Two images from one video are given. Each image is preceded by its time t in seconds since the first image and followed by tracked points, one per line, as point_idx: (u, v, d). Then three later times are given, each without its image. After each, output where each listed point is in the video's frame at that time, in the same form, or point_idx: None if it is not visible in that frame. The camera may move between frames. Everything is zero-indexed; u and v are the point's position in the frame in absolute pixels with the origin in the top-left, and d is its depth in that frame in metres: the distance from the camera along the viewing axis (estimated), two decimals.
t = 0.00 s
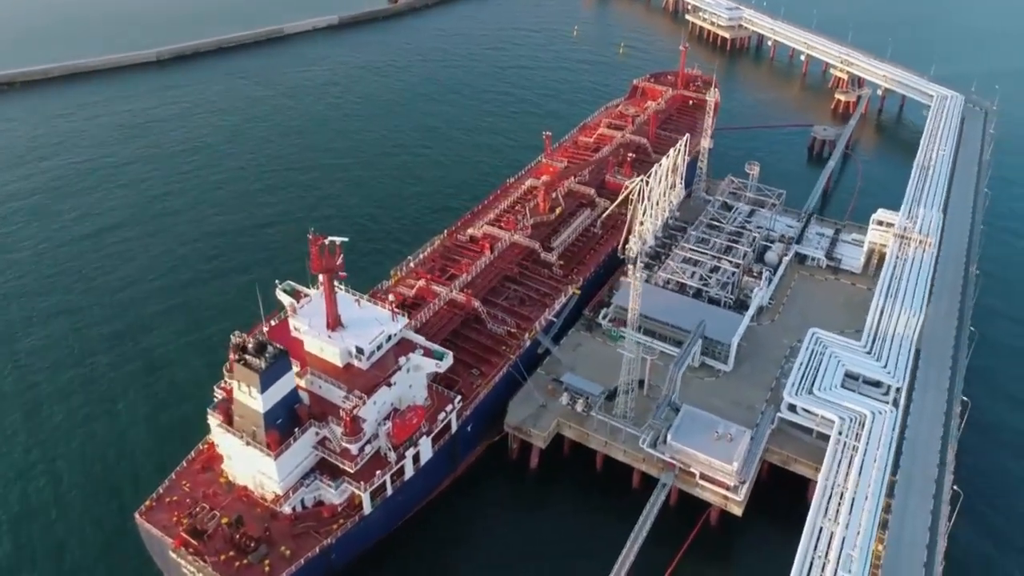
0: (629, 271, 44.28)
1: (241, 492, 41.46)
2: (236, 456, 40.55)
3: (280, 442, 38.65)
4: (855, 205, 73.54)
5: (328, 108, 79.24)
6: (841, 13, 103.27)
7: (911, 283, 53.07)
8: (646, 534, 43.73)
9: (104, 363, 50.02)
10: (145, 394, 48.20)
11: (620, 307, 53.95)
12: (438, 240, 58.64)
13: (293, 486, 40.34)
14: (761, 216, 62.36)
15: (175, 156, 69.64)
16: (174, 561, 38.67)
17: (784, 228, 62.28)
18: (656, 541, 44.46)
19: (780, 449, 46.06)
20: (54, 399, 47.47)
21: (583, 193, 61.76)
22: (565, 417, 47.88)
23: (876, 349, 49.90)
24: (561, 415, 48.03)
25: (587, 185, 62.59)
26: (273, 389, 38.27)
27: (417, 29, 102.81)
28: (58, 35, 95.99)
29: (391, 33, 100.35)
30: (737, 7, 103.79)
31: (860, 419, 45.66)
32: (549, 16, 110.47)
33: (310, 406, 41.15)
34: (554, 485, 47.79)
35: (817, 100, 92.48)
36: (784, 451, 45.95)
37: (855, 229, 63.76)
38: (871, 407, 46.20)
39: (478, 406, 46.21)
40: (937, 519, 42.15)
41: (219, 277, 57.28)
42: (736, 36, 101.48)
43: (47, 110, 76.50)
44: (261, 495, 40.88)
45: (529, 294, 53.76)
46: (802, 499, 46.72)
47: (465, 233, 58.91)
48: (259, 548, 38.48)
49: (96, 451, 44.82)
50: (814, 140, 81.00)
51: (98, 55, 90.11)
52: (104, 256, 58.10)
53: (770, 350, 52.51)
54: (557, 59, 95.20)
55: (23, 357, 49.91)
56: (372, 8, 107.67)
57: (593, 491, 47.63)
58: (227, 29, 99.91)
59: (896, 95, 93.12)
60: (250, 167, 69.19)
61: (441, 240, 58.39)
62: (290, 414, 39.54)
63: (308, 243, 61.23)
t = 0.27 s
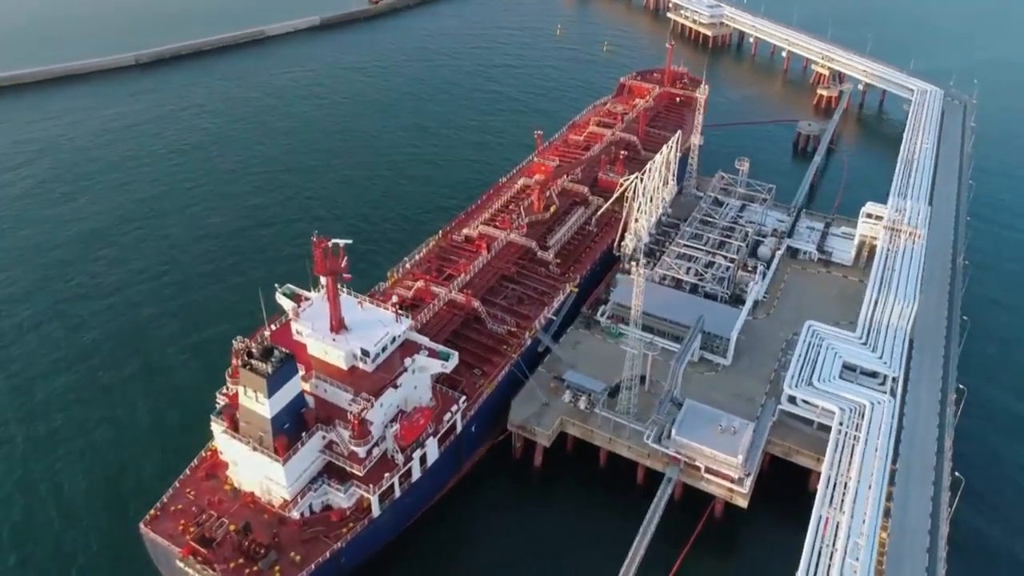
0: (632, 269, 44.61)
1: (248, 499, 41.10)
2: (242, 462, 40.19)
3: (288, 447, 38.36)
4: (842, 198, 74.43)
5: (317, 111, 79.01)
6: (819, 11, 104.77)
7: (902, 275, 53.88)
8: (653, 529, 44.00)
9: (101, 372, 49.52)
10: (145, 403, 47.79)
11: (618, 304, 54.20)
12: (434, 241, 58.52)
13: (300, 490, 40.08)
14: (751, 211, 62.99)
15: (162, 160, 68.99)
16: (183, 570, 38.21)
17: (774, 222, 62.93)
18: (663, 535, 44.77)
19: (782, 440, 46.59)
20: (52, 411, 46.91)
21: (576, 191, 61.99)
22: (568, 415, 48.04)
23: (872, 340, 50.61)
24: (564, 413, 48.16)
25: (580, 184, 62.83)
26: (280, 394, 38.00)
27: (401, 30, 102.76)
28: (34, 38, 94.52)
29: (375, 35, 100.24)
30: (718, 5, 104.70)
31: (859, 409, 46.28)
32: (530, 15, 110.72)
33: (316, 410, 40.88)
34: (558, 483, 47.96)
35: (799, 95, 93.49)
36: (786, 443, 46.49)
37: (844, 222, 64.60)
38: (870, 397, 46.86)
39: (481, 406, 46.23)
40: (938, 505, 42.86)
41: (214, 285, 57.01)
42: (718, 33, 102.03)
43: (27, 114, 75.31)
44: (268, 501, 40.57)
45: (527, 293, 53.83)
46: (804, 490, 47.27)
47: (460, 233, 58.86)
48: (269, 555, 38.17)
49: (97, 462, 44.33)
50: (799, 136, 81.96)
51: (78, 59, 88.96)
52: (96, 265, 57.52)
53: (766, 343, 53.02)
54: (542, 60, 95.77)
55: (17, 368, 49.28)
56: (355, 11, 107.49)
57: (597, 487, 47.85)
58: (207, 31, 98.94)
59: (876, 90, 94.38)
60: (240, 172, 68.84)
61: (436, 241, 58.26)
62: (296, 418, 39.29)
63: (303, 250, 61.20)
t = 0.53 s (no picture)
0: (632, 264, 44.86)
1: (253, 504, 40.77)
2: (247, 468, 39.91)
3: (294, 451, 38.07)
4: (826, 191, 75.72)
5: (303, 122, 79.22)
6: (796, 7, 106.23)
7: (891, 266, 54.85)
8: (658, 522, 44.34)
9: (100, 385, 49.38)
10: (145, 414, 47.64)
11: (614, 300, 54.60)
12: (427, 241, 58.45)
13: (307, 495, 39.84)
14: (741, 206, 63.67)
15: (151, 175, 68.95)
16: None
17: (763, 216, 63.68)
18: (667, 529, 45.18)
19: (781, 431, 47.16)
20: (51, 425, 46.67)
21: (567, 189, 62.28)
22: (569, 412, 48.23)
23: (865, 330, 51.44)
24: (565, 410, 48.33)
25: (571, 181, 63.13)
26: (286, 398, 37.75)
27: (382, 29, 102.43)
28: (10, 45, 93.42)
29: (357, 36, 99.83)
30: (697, 2, 105.75)
31: (856, 398, 47.03)
32: (511, 14, 111.06)
33: (321, 413, 40.62)
34: (562, 480, 48.15)
35: (779, 90, 94.75)
36: (786, 433, 47.06)
37: (830, 215, 65.58)
38: (866, 386, 47.65)
39: (484, 405, 46.27)
40: (935, 490, 43.72)
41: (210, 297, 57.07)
42: (698, 30, 102.99)
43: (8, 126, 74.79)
44: (274, 506, 40.24)
45: (524, 292, 53.98)
46: (804, 480, 47.94)
47: (453, 233, 58.86)
48: (277, 560, 37.91)
49: (99, 473, 44.05)
50: (782, 131, 83.36)
51: (56, 65, 87.86)
52: (89, 279, 57.39)
53: (761, 336, 53.64)
54: (526, 59, 96.12)
55: (12, 383, 49.11)
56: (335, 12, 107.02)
57: (600, 483, 48.11)
58: (186, 35, 98.22)
59: (854, 85, 95.90)
60: (231, 185, 68.99)
61: (430, 241, 58.22)
62: (302, 422, 39.06)
63: (298, 260, 61.40)
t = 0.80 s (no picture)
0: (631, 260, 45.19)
1: (257, 509, 40.59)
2: (251, 473, 39.66)
3: (301, 455, 37.88)
4: (811, 185, 76.63)
5: (288, 124, 78.76)
6: (775, 5, 107.52)
7: (880, 257, 55.75)
8: (662, 516, 44.71)
9: (96, 393, 48.98)
10: (145, 423, 47.31)
11: (609, 297, 54.98)
12: (420, 241, 58.34)
13: (312, 498, 39.66)
14: (730, 201, 64.32)
15: (137, 179, 68.13)
16: None
17: (752, 211, 64.38)
18: (670, 523, 45.56)
19: (780, 422, 47.74)
20: (49, 436, 46.20)
21: (559, 187, 62.54)
22: (570, 408, 48.45)
23: (857, 321, 52.21)
24: (565, 407, 48.55)
25: (562, 180, 63.39)
26: (291, 402, 37.55)
27: (364, 30, 102.00)
28: None
29: (339, 37, 99.32)
30: None
31: (851, 388, 47.72)
32: (492, 13, 111.19)
33: (325, 416, 40.44)
34: (563, 477, 48.35)
35: (761, 86, 95.83)
36: (784, 424, 47.64)
37: (818, 209, 66.42)
38: (860, 376, 48.38)
39: (485, 404, 46.36)
40: (931, 476, 44.51)
41: (204, 303, 56.62)
42: (679, 28, 103.88)
43: None
44: (279, 510, 40.10)
45: (520, 290, 54.13)
46: (802, 470, 48.58)
47: (447, 233, 58.80)
48: (284, 565, 37.68)
49: (100, 483, 43.74)
50: (766, 127, 83.86)
51: (33, 69, 86.52)
52: (79, 287, 56.66)
53: (756, 329, 54.21)
54: (509, 58, 96.27)
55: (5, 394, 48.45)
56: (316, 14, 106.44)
57: (602, 479, 48.39)
58: (165, 37, 97.19)
59: (834, 80, 97.20)
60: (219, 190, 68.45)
61: (423, 241, 58.13)
62: (307, 426, 38.88)
63: (290, 263, 61.01)
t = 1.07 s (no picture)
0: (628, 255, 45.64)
1: (262, 513, 40.44)
2: (256, 477, 39.44)
3: (307, 457, 37.77)
4: (793, 178, 77.77)
5: (271, 127, 78.09)
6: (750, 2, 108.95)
7: (866, 247, 56.83)
8: (665, 506, 45.21)
9: (93, 401, 48.52)
10: (145, 428, 46.98)
11: (603, 292, 55.41)
12: (412, 241, 58.33)
13: (319, 501, 39.53)
14: (717, 195, 65.10)
15: (121, 185, 67.39)
16: None
17: (738, 205, 65.23)
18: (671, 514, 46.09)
19: (776, 411, 48.52)
20: (46, 444, 45.69)
21: (548, 184, 62.89)
22: (569, 403, 48.79)
23: (847, 310, 53.19)
24: (565, 402, 48.88)
25: (552, 177, 63.74)
26: (296, 404, 37.41)
27: (343, 30, 101.49)
28: None
29: (319, 39, 98.78)
30: None
31: (845, 376, 48.60)
32: (471, 13, 111.33)
33: (328, 418, 40.35)
34: (564, 472, 48.67)
35: (739, 81, 97.00)
36: (780, 413, 48.43)
37: (802, 201, 67.45)
38: (853, 363, 49.31)
39: (486, 401, 46.54)
40: (926, 459, 45.51)
41: (196, 308, 56.17)
42: (656, 25, 104.83)
43: None
44: (284, 514, 39.97)
45: (514, 287, 54.36)
46: (798, 458, 49.40)
47: (438, 232, 58.82)
48: (293, 568, 37.51)
49: (102, 488, 43.32)
50: (746, 122, 85.12)
51: (6, 74, 84.92)
52: (67, 295, 55.98)
53: (748, 320, 54.95)
54: (490, 57, 96.38)
55: None
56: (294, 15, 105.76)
57: (602, 473, 48.79)
58: (141, 41, 96.27)
59: (810, 75, 98.69)
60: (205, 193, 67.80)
61: (415, 241, 58.12)
62: (311, 428, 38.77)
63: (282, 266, 60.69)
